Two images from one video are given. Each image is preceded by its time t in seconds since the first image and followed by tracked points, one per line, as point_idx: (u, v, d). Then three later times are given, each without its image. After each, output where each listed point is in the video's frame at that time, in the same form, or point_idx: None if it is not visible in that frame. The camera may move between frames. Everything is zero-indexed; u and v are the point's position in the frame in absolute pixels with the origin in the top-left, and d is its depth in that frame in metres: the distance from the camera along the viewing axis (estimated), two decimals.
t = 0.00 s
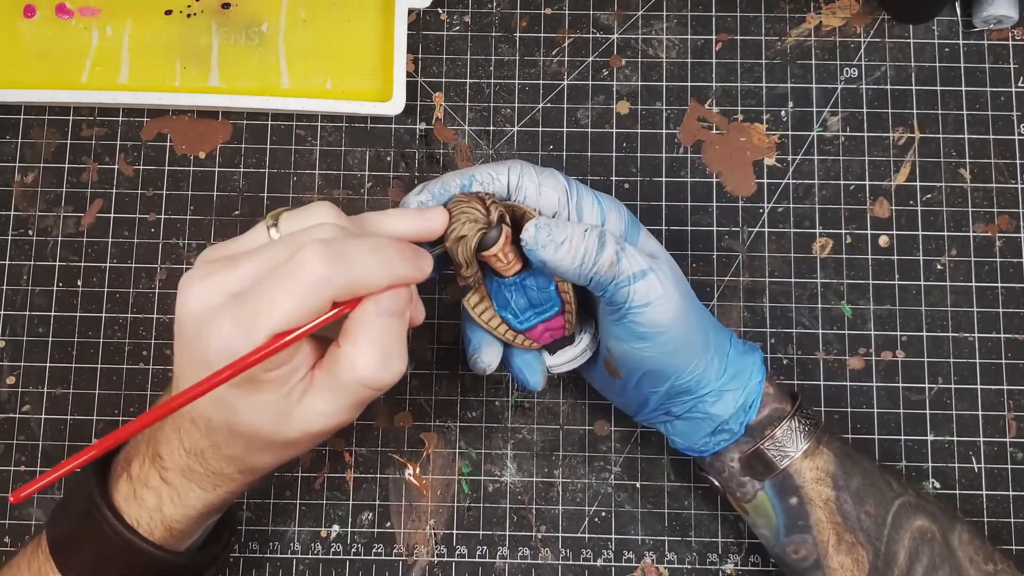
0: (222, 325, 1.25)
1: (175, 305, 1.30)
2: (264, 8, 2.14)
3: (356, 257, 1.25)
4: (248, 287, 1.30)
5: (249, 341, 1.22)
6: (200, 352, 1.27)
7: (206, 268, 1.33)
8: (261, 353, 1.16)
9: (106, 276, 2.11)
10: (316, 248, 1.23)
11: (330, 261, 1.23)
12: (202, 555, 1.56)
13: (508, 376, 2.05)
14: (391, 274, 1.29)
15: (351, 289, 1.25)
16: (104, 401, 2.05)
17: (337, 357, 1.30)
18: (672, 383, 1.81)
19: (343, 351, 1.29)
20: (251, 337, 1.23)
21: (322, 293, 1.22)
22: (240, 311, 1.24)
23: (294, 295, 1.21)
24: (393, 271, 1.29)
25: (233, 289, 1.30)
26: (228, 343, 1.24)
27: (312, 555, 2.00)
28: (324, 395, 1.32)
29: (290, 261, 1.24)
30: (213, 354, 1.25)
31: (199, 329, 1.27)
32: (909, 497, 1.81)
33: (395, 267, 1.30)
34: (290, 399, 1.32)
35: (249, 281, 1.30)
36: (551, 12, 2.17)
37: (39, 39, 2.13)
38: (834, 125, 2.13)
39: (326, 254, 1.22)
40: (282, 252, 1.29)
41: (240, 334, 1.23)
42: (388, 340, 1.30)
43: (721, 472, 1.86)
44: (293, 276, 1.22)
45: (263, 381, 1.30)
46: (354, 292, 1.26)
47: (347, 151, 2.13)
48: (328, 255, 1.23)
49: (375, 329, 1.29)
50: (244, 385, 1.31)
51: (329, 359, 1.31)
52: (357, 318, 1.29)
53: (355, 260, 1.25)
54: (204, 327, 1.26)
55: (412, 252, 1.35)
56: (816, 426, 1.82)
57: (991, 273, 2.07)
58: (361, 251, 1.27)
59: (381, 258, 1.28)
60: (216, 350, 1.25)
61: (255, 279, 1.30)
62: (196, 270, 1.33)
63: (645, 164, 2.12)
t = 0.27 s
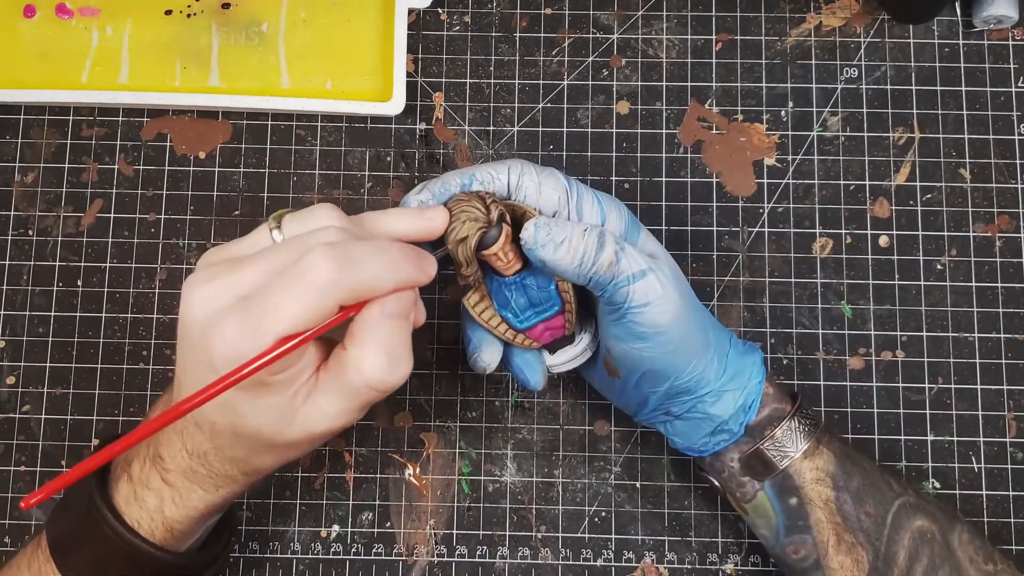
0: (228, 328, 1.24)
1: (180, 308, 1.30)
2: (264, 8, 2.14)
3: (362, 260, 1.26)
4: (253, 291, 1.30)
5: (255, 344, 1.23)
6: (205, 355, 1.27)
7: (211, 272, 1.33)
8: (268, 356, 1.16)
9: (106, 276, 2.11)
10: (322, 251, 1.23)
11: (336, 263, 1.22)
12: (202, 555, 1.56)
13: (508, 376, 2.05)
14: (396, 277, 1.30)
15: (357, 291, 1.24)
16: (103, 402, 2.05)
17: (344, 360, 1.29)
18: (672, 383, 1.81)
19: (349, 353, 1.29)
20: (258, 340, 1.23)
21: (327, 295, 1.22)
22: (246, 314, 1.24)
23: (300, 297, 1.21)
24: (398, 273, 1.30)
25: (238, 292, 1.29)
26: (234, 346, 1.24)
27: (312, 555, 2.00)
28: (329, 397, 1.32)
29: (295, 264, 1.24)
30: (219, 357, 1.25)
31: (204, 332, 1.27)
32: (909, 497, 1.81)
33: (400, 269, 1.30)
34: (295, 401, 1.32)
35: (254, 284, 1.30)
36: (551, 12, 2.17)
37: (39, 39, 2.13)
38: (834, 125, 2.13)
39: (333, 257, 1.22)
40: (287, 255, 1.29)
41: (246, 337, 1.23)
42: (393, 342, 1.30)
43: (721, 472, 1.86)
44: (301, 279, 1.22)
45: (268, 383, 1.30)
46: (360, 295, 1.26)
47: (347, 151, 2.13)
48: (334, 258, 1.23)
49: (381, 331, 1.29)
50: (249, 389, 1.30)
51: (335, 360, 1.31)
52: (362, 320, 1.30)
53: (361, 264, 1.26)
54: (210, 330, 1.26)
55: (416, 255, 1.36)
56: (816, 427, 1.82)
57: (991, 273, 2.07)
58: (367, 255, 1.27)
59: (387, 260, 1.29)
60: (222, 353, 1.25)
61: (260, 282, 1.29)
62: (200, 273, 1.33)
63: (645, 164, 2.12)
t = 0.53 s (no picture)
0: (230, 330, 1.24)
1: (181, 309, 1.30)
2: (264, 8, 2.14)
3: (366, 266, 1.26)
4: (256, 293, 1.29)
5: (257, 346, 1.22)
6: (206, 357, 1.27)
7: (213, 273, 1.32)
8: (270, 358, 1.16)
9: (106, 277, 2.11)
10: (327, 255, 1.22)
11: (341, 268, 1.22)
12: (200, 556, 1.56)
13: (508, 376, 2.05)
14: (399, 283, 1.30)
15: (361, 297, 1.24)
16: (103, 402, 2.05)
17: (346, 366, 1.29)
18: (672, 383, 1.81)
19: (351, 360, 1.29)
20: (260, 343, 1.22)
21: (331, 299, 1.21)
22: (249, 316, 1.24)
23: (304, 301, 1.21)
24: (401, 279, 1.30)
25: (241, 295, 1.29)
26: (235, 348, 1.23)
27: (312, 554, 2.00)
28: (330, 402, 1.32)
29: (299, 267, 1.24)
30: (220, 358, 1.25)
31: (206, 334, 1.27)
32: (909, 496, 1.81)
33: (403, 276, 1.31)
34: (295, 404, 1.32)
35: (256, 286, 1.29)
36: (551, 12, 2.17)
37: (39, 39, 2.13)
38: (834, 125, 2.13)
39: (336, 261, 1.22)
40: (291, 259, 1.29)
41: (248, 339, 1.23)
42: (395, 348, 1.30)
43: (721, 471, 1.86)
44: (303, 282, 1.21)
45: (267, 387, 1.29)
46: (364, 301, 1.26)
47: (347, 151, 2.13)
48: (339, 262, 1.22)
49: (383, 338, 1.29)
50: (250, 391, 1.30)
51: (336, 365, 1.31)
52: (364, 327, 1.30)
53: (364, 269, 1.25)
54: (211, 332, 1.26)
55: (418, 264, 1.37)
56: (816, 426, 1.82)
57: (991, 273, 2.07)
58: (371, 260, 1.27)
59: (390, 267, 1.29)
60: (223, 355, 1.24)
61: (263, 285, 1.29)
62: (203, 274, 1.32)
63: (645, 164, 2.12)
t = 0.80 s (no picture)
0: (220, 325, 1.24)
1: (173, 305, 1.30)
2: (264, 8, 2.14)
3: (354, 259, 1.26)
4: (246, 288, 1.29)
5: (247, 341, 1.22)
6: (198, 352, 1.27)
7: (205, 269, 1.32)
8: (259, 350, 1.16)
9: (106, 276, 2.11)
10: (315, 249, 1.22)
11: (329, 261, 1.22)
12: (198, 554, 1.56)
13: (508, 376, 2.05)
14: (389, 276, 1.30)
15: (349, 290, 1.24)
16: (103, 401, 2.05)
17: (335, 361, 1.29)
18: (672, 383, 1.81)
19: (340, 355, 1.29)
20: (249, 337, 1.22)
21: (320, 293, 1.21)
22: (239, 311, 1.23)
23: (292, 294, 1.21)
24: (391, 273, 1.30)
25: (232, 290, 1.29)
26: (225, 343, 1.23)
27: (312, 554, 2.00)
28: (321, 400, 1.32)
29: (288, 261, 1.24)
30: (209, 353, 1.25)
31: (198, 330, 1.27)
32: (909, 496, 1.81)
33: (394, 269, 1.31)
34: (286, 400, 1.32)
35: (247, 281, 1.29)
36: (551, 12, 2.17)
37: (39, 39, 2.13)
38: (834, 125, 2.13)
39: (324, 255, 1.22)
40: (281, 254, 1.29)
41: (238, 333, 1.23)
42: (384, 344, 1.30)
43: (721, 472, 1.86)
44: (290, 277, 1.21)
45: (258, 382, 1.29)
46: (352, 294, 1.26)
47: (347, 151, 2.13)
48: (327, 256, 1.23)
49: (372, 334, 1.29)
50: (240, 386, 1.30)
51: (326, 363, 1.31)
52: (353, 321, 1.29)
53: (352, 263, 1.25)
54: (203, 327, 1.26)
55: (408, 259, 1.36)
56: (816, 427, 1.82)
57: (991, 273, 2.07)
58: (360, 255, 1.27)
59: (379, 260, 1.29)
60: (214, 350, 1.24)
61: (253, 280, 1.29)
62: (194, 271, 1.32)
63: (645, 164, 2.12)
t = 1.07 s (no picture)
0: (230, 330, 1.24)
1: (181, 310, 1.30)
2: (264, 8, 2.14)
3: (363, 261, 1.25)
4: (255, 292, 1.29)
5: (257, 346, 1.22)
6: (208, 357, 1.27)
7: (212, 273, 1.32)
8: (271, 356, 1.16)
9: (106, 276, 2.11)
10: (324, 253, 1.22)
11: (338, 265, 1.22)
12: (201, 556, 1.56)
13: (508, 376, 2.05)
14: (398, 277, 1.30)
15: (359, 293, 1.24)
16: (103, 401, 2.05)
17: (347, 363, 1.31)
18: (672, 383, 1.81)
19: (352, 357, 1.30)
20: (260, 342, 1.22)
21: (329, 297, 1.21)
22: (248, 316, 1.23)
23: (302, 299, 1.21)
24: (400, 274, 1.30)
25: (240, 295, 1.29)
26: (235, 348, 1.23)
27: (312, 554, 2.00)
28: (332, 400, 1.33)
29: (297, 265, 1.24)
30: (219, 358, 1.25)
31: (207, 335, 1.27)
32: (909, 496, 1.81)
33: (403, 270, 1.31)
34: (297, 402, 1.32)
35: (255, 285, 1.29)
36: (551, 12, 2.17)
37: (39, 39, 2.13)
38: (834, 125, 2.13)
39: (334, 258, 1.22)
40: (288, 258, 1.29)
41: (248, 338, 1.23)
42: (395, 345, 1.30)
43: (721, 472, 1.86)
44: (300, 281, 1.21)
45: (268, 386, 1.30)
46: (363, 297, 1.26)
47: (347, 151, 2.13)
48: (336, 260, 1.22)
49: (383, 335, 1.30)
50: (251, 390, 1.30)
51: (337, 364, 1.32)
52: (363, 323, 1.30)
53: (361, 266, 1.25)
54: (212, 332, 1.26)
55: (417, 259, 1.36)
56: (816, 427, 1.82)
57: (991, 273, 2.07)
58: (368, 256, 1.27)
59: (388, 262, 1.29)
60: (224, 355, 1.24)
61: (261, 284, 1.29)
62: (201, 275, 1.32)
63: (645, 164, 2.12)
